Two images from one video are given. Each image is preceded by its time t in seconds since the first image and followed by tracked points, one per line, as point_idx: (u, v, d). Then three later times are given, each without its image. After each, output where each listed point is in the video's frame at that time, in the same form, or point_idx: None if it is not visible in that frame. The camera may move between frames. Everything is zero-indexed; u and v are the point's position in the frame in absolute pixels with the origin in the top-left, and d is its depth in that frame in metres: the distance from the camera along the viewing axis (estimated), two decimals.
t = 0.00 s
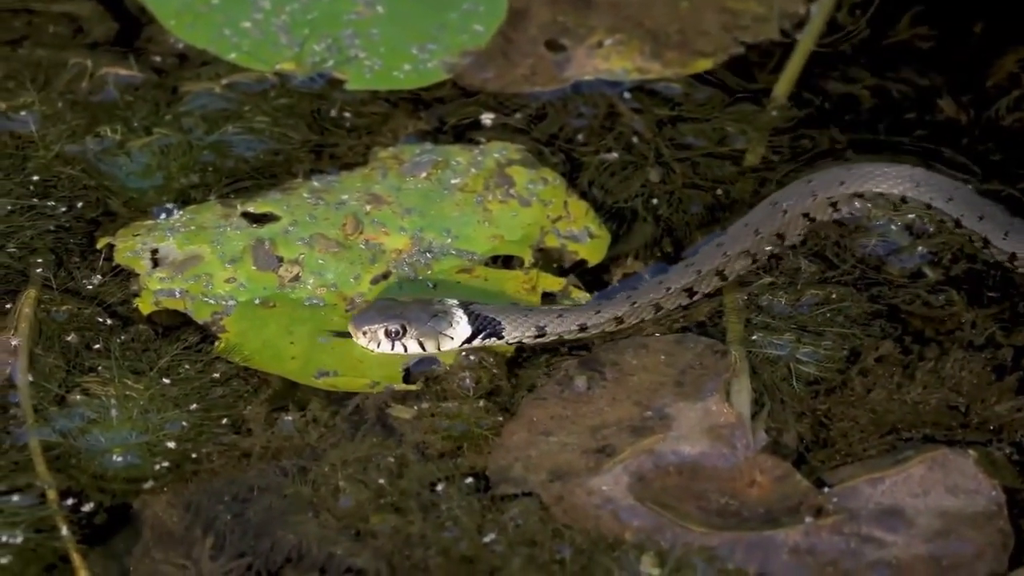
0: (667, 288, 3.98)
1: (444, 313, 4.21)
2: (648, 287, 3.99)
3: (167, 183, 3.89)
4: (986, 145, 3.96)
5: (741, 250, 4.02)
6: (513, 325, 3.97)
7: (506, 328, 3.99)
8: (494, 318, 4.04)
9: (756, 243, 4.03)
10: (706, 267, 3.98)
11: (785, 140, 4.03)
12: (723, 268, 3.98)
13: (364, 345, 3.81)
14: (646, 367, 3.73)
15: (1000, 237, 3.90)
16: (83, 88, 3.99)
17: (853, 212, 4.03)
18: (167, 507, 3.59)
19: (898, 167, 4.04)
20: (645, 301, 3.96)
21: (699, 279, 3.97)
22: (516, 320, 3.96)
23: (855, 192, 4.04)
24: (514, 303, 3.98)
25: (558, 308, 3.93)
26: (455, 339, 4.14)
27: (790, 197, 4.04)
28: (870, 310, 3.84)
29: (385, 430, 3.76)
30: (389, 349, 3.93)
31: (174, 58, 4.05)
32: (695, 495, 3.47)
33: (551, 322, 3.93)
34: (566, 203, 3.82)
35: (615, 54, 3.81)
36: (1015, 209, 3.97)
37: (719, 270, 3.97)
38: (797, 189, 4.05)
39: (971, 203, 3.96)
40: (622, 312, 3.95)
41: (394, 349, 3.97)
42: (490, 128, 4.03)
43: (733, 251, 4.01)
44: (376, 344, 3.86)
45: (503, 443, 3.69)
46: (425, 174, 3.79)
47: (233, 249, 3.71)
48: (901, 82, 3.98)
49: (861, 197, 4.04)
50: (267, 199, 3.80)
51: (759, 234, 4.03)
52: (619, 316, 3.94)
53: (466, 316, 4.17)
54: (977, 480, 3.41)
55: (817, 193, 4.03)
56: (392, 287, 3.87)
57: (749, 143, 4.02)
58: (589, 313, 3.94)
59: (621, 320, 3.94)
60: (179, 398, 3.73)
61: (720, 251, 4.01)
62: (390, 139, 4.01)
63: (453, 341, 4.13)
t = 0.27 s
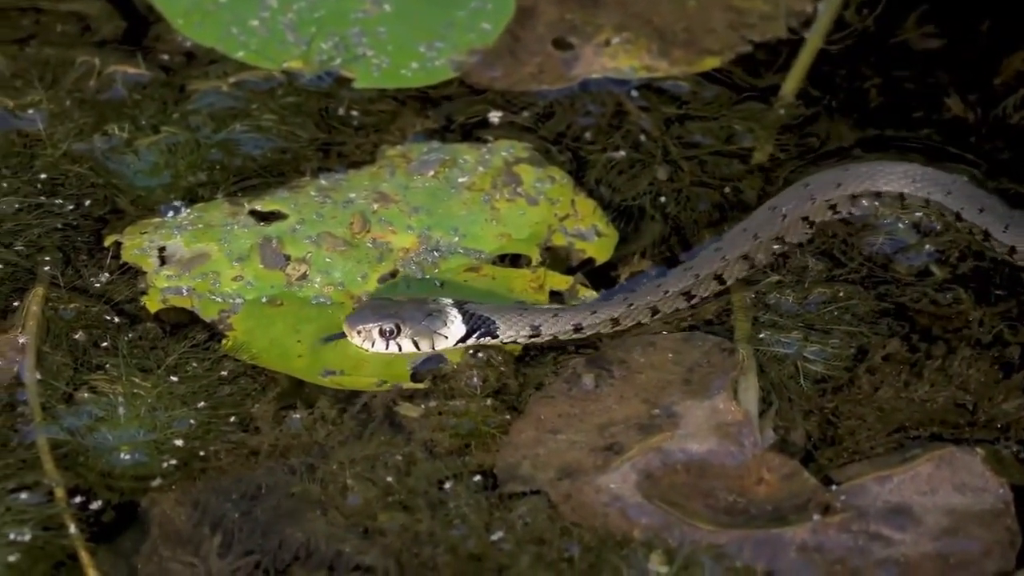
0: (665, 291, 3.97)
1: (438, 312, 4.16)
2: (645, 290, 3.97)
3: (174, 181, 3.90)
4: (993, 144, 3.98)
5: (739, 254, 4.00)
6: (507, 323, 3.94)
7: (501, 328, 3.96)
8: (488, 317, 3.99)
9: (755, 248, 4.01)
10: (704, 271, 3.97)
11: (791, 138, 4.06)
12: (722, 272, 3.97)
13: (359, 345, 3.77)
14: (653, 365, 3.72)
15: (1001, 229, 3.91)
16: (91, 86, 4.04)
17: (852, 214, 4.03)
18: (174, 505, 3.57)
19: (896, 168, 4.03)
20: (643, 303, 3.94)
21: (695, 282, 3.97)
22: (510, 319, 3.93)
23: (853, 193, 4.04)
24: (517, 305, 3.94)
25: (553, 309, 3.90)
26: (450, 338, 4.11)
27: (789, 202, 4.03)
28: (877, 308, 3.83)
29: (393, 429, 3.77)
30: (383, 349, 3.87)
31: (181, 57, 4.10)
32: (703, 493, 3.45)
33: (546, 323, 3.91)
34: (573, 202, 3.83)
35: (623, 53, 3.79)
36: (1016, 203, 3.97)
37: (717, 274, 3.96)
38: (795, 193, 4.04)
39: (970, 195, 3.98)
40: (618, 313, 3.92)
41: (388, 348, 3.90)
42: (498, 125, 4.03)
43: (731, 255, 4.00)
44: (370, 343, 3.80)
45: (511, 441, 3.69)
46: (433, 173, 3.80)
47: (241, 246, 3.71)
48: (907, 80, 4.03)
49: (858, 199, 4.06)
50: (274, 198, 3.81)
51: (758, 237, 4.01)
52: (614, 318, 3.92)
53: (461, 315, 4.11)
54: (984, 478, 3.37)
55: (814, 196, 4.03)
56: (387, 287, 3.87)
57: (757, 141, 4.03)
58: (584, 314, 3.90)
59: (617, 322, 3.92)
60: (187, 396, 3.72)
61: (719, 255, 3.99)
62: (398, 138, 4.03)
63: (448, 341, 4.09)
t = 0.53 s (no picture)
0: (676, 294, 3.93)
1: (447, 312, 4.11)
2: (657, 293, 3.93)
3: (196, 179, 3.93)
4: (1016, 142, 4.01)
5: (751, 259, 3.96)
6: (515, 323, 3.91)
7: (508, 327, 3.93)
8: (495, 317, 3.95)
9: (766, 252, 3.98)
10: (716, 275, 3.94)
11: (813, 137, 4.09)
12: (734, 277, 3.93)
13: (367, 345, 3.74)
14: (676, 364, 3.70)
15: (1015, 223, 3.93)
16: (114, 84, 4.15)
17: (864, 217, 4.01)
18: (197, 504, 3.52)
19: (906, 170, 4.02)
20: (653, 305, 3.90)
21: (706, 285, 3.94)
22: (518, 320, 3.91)
23: (864, 196, 4.03)
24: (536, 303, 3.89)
25: (562, 309, 3.87)
26: (457, 339, 4.04)
27: (801, 207, 4.01)
28: (899, 307, 3.82)
29: (415, 427, 3.75)
30: (391, 349, 3.84)
31: (203, 54, 4.22)
32: (724, 492, 3.40)
33: (555, 324, 3.87)
34: (595, 201, 3.83)
35: (645, 51, 3.78)
36: None
37: (729, 278, 3.93)
38: (807, 198, 4.02)
39: (983, 188, 3.98)
40: (627, 315, 3.89)
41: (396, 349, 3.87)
42: (519, 124, 4.05)
43: (744, 260, 3.95)
44: (377, 343, 3.78)
45: (533, 439, 3.66)
46: (455, 171, 3.80)
47: (263, 245, 3.71)
48: (928, 79, 4.11)
49: (870, 201, 4.04)
50: (296, 196, 3.82)
51: (770, 242, 3.98)
52: (624, 320, 3.88)
53: (469, 315, 4.07)
54: (1006, 478, 3.30)
55: (826, 200, 4.02)
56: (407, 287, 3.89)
57: (778, 139, 4.07)
58: (593, 315, 3.88)
59: (627, 325, 3.88)
60: (209, 394, 3.71)
61: (731, 260, 3.96)
62: (420, 135, 4.04)
63: (456, 341, 4.03)
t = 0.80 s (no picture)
0: (687, 299, 3.90)
1: (454, 316, 4.04)
2: (667, 299, 3.90)
3: (217, 180, 3.94)
4: None
5: (763, 267, 3.93)
6: (522, 325, 3.90)
7: (516, 331, 3.91)
8: (503, 321, 3.91)
9: (778, 260, 3.95)
10: (727, 282, 3.92)
11: (834, 139, 4.09)
12: (746, 284, 3.92)
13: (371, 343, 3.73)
14: (696, 366, 3.70)
15: None
16: (134, 84, 4.19)
17: (874, 222, 4.02)
18: (217, 505, 3.50)
19: (916, 176, 4.02)
20: (663, 310, 3.87)
21: (718, 291, 3.92)
22: (526, 323, 3.90)
23: (876, 202, 4.02)
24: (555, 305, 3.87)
25: (570, 312, 3.84)
26: (463, 343, 3.98)
27: (813, 215, 3.99)
28: (919, 308, 3.81)
29: (435, 428, 3.72)
30: (396, 348, 3.79)
31: (224, 55, 4.24)
32: (744, 493, 3.39)
33: (564, 327, 3.83)
34: (615, 202, 3.83)
35: (666, 52, 3.79)
36: None
37: (739, 284, 3.92)
38: (819, 207, 4.00)
39: (993, 186, 3.97)
40: (637, 319, 3.86)
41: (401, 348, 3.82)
42: (540, 125, 4.05)
43: (756, 267, 3.93)
44: (382, 341, 3.75)
45: (554, 441, 3.66)
46: (475, 172, 3.80)
47: (284, 246, 3.72)
48: (950, 81, 4.13)
49: (881, 206, 4.03)
50: (317, 197, 3.84)
51: (783, 250, 3.96)
52: (632, 323, 3.85)
53: (476, 320, 3.99)
54: None
55: (839, 208, 3.99)
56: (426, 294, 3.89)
57: (800, 141, 4.07)
58: (602, 318, 3.85)
59: (636, 329, 3.86)
60: (229, 395, 3.70)
61: (742, 267, 3.94)
62: (440, 137, 4.04)
63: (461, 345, 3.98)
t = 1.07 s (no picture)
0: (691, 305, 3.89)
1: (455, 319, 4.05)
2: (672, 304, 3.89)
3: (234, 181, 3.94)
4: None
5: (769, 275, 3.92)
6: (523, 328, 3.90)
7: (517, 334, 3.91)
8: (505, 324, 3.92)
9: (785, 268, 3.93)
10: (733, 288, 3.91)
11: (851, 139, 4.09)
12: (751, 291, 3.91)
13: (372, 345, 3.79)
14: (713, 367, 3.69)
15: None
16: (151, 85, 4.19)
17: (881, 228, 4.02)
18: (234, 506, 3.52)
19: (920, 180, 4.03)
20: (666, 314, 3.86)
21: (722, 298, 3.90)
22: (527, 327, 3.89)
23: (883, 209, 4.01)
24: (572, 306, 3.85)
25: (571, 314, 3.84)
26: (463, 346, 4.00)
27: (820, 223, 3.99)
28: (936, 309, 3.80)
29: (453, 430, 3.73)
30: (394, 350, 3.87)
31: (241, 56, 4.26)
32: (761, 494, 3.39)
33: (564, 330, 3.84)
34: (633, 203, 3.83)
35: (683, 53, 3.79)
36: None
37: (744, 292, 3.91)
38: (826, 215, 4.00)
39: (997, 183, 4.01)
40: (638, 322, 3.85)
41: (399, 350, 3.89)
42: (557, 126, 4.05)
43: (761, 275, 3.92)
44: (381, 342, 3.82)
45: (572, 442, 3.66)
46: (493, 174, 3.80)
47: (301, 247, 3.71)
48: (967, 82, 4.13)
49: (888, 213, 4.02)
50: (333, 198, 3.83)
51: (789, 258, 3.94)
52: (634, 326, 3.85)
53: (478, 323, 3.98)
54: None
55: (845, 216, 4.00)
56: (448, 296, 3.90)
57: (817, 142, 4.06)
58: (603, 322, 3.84)
59: (638, 333, 3.87)
60: (247, 396, 3.70)
61: (749, 274, 3.93)
62: (457, 138, 4.04)
63: (462, 349, 4.00)
